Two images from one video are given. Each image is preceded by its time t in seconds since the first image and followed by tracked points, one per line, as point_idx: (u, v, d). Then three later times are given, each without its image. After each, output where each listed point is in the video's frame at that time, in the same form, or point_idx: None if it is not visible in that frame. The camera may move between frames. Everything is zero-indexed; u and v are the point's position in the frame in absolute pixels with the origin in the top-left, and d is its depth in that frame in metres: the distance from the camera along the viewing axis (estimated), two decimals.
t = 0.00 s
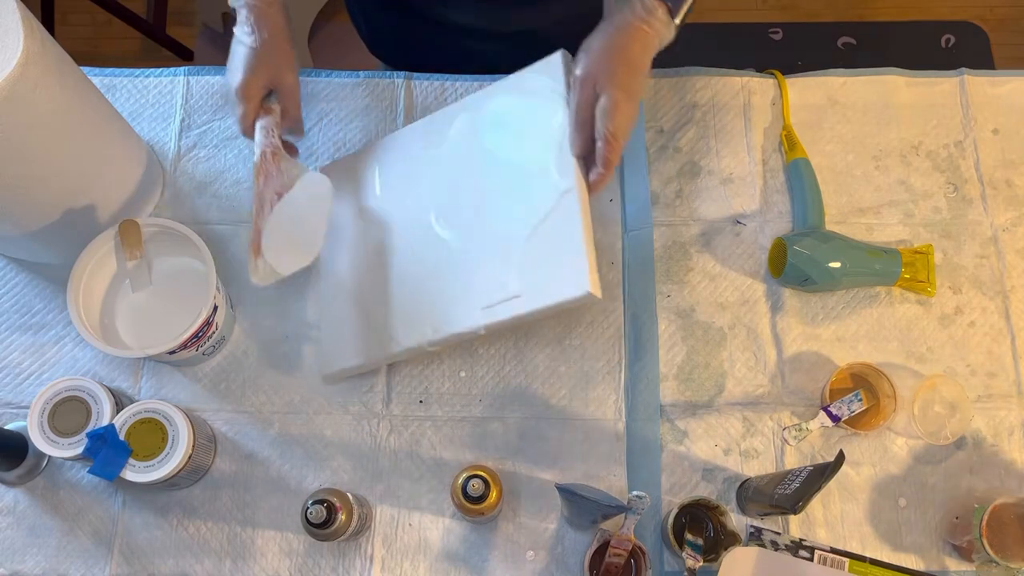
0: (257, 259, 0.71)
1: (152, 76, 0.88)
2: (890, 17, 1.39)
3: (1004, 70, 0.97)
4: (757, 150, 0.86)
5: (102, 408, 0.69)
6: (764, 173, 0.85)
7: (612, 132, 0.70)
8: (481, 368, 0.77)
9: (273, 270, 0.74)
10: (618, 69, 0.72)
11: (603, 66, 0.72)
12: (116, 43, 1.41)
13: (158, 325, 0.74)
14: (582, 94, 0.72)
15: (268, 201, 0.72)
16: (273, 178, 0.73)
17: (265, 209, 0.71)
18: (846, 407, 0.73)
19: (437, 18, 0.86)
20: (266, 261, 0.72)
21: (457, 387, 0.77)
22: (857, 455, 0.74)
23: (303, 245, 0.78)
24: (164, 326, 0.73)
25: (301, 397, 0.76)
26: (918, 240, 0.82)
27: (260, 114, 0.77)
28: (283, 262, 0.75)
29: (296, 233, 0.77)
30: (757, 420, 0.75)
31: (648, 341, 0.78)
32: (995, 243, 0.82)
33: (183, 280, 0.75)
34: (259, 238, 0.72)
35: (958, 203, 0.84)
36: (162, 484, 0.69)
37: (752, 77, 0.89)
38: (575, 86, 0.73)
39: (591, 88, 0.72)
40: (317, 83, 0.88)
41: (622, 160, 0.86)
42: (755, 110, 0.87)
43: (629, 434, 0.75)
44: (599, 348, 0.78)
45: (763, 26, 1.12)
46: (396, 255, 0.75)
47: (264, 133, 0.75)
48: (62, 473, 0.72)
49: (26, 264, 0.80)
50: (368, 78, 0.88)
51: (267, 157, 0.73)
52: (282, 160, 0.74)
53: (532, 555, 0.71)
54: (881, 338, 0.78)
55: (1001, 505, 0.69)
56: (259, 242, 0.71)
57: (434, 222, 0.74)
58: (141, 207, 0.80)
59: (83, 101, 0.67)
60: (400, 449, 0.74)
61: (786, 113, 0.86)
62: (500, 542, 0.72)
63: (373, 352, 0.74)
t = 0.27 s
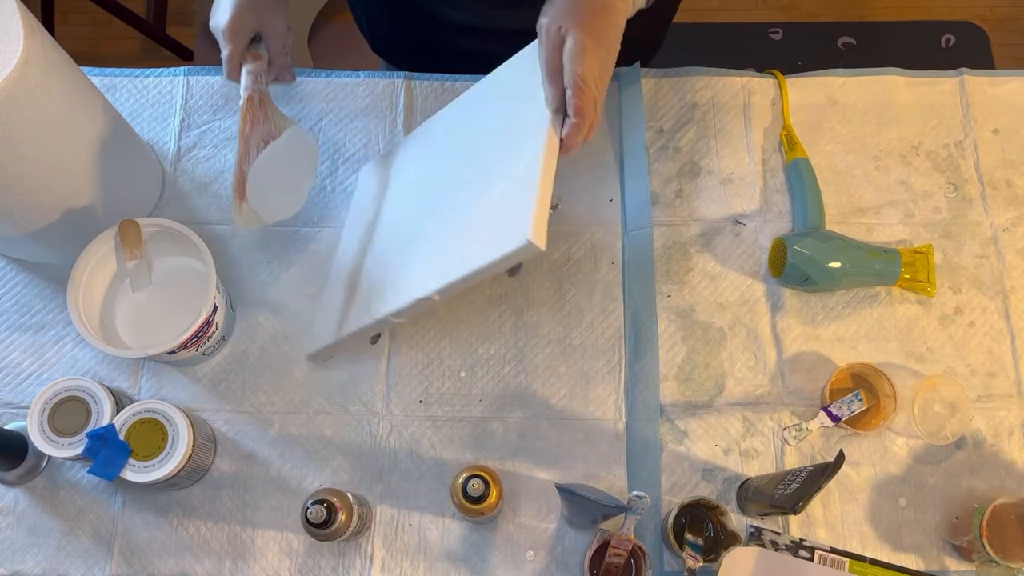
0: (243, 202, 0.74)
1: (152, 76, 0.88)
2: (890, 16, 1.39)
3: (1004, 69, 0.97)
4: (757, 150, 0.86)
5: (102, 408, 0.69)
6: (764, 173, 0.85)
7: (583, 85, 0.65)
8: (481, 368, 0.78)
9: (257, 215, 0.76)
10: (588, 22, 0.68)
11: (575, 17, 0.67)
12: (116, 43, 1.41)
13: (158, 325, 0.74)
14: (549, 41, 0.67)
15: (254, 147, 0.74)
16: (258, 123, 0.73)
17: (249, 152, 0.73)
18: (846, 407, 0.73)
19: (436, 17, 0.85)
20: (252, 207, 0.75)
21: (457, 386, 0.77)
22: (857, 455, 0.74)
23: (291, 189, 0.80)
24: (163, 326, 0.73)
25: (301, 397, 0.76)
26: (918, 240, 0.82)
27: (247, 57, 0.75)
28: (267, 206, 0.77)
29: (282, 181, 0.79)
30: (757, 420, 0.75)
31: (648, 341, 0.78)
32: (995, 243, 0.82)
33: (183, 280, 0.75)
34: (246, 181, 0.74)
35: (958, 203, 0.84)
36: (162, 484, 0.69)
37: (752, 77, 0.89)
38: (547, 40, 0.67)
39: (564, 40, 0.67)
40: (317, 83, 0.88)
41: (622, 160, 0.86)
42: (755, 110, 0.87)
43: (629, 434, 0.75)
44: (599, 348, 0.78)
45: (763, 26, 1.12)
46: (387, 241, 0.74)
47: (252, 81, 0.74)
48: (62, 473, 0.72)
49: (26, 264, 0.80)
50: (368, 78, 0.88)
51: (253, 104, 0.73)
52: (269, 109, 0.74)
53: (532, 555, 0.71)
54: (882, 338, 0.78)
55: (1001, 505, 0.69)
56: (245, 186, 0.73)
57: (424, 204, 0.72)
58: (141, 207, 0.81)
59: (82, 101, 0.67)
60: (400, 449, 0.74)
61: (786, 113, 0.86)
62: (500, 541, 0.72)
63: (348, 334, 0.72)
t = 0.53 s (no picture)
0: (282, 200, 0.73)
1: (151, 76, 0.88)
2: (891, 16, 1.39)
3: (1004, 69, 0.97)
4: (757, 150, 0.86)
5: (101, 408, 0.69)
6: (764, 173, 0.85)
7: (585, 39, 0.60)
8: (481, 368, 0.77)
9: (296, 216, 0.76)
10: None
11: None
12: (116, 43, 1.41)
13: (158, 325, 0.73)
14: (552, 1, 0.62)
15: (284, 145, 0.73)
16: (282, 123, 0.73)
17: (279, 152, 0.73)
18: (846, 407, 0.73)
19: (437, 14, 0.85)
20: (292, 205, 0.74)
21: (457, 387, 0.77)
22: (857, 456, 0.74)
23: (327, 191, 0.80)
24: (163, 326, 0.73)
25: (301, 397, 0.76)
26: (918, 239, 0.82)
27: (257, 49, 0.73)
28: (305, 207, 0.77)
29: (314, 180, 0.79)
30: (757, 420, 0.75)
31: (648, 341, 0.78)
32: (995, 243, 0.82)
33: (183, 280, 0.75)
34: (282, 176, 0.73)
35: (958, 203, 0.84)
36: (162, 485, 0.69)
37: (751, 77, 0.89)
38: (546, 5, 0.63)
39: None
40: (317, 83, 0.88)
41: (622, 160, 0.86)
42: (755, 110, 0.87)
43: (629, 434, 0.75)
44: (599, 348, 0.78)
45: (763, 26, 1.12)
46: (419, 249, 0.72)
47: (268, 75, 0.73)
48: (62, 473, 0.72)
49: (26, 264, 0.80)
50: (367, 78, 0.88)
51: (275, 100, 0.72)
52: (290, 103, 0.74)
53: (532, 555, 0.71)
54: (882, 338, 0.78)
55: (1001, 505, 0.69)
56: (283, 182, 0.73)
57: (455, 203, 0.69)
58: (141, 207, 0.80)
59: (82, 101, 0.67)
60: (400, 449, 0.74)
61: (786, 113, 0.86)
62: (500, 542, 0.71)
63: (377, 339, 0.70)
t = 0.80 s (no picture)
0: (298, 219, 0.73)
1: (151, 76, 0.88)
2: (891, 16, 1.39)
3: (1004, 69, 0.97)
4: (757, 150, 0.86)
5: (101, 408, 0.69)
6: (764, 173, 0.85)
7: (593, 24, 0.60)
8: (481, 369, 0.77)
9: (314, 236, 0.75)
10: None
11: None
12: (116, 43, 1.41)
13: (158, 325, 0.73)
14: None
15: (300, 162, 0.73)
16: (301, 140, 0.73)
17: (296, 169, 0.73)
18: (846, 407, 0.73)
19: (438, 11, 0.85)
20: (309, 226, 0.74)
21: (457, 387, 0.77)
22: (857, 456, 0.74)
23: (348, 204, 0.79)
24: (163, 326, 0.73)
25: (301, 398, 0.76)
26: (918, 239, 0.82)
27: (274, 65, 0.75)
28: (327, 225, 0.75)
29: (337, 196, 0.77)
30: (757, 420, 0.75)
31: (649, 341, 0.78)
32: (996, 243, 0.82)
33: (184, 280, 0.75)
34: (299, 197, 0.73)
35: (958, 203, 0.84)
36: (162, 485, 0.69)
37: (751, 77, 0.89)
38: None
39: None
40: (317, 83, 0.88)
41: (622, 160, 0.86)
42: (755, 110, 0.87)
43: (629, 434, 0.75)
44: (600, 348, 0.78)
45: (763, 26, 1.12)
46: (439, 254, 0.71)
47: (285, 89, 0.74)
48: (62, 473, 0.72)
49: (26, 264, 0.80)
50: (368, 77, 0.88)
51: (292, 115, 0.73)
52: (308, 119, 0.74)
53: (532, 555, 0.71)
54: (882, 338, 0.78)
55: (1001, 505, 0.69)
56: (298, 202, 0.73)
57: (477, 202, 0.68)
58: (141, 207, 0.80)
59: (82, 101, 0.67)
60: (400, 449, 0.74)
61: (786, 113, 0.86)
62: (500, 542, 0.71)
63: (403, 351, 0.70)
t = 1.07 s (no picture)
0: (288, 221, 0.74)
1: (151, 76, 0.88)
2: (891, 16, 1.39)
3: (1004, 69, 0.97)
4: (757, 150, 0.86)
5: (101, 408, 0.69)
6: (764, 173, 0.85)
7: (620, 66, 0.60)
8: (481, 369, 0.77)
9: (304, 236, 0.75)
10: None
11: None
12: (116, 43, 1.41)
13: (158, 325, 0.73)
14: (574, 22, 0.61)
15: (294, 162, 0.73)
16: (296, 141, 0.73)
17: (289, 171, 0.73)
18: (846, 407, 0.73)
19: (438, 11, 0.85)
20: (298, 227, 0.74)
21: (457, 387, 0.77)
22: (857, 456, 0.74)
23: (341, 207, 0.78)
24: (163, 326, 0.73)
25: (301, 398, 0.76)
26: (918, 239, 0.82)
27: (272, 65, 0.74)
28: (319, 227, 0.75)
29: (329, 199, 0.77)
30: (757, 420, 0.75)
31: (648, 341, 0.78)
32: (996, 243, 0.82)
33: (184, 280, 0.75)
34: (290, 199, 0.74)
35: (958, 203, 0.84)
36: (162, 485, 0.69)
37: (751, 77, 0.89)
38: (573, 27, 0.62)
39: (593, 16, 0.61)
40: (317, 83, 0.88)
41: (622, 160, 0.86)
42: (755, 110, 0.87)
43: (629, 434, 0.75)
44: (600, 348, 0.78)
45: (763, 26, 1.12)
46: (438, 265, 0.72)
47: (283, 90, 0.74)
48: (62, 473, 0.72)
49: (25, 264, 0.80)
50: (368, 77, 0.88)
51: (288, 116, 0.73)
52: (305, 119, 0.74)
53: (532, 555, 0.71)
54: (882, 338, 0.78)
55: (1001, 505, 0.69)
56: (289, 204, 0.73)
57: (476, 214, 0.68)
58: (141, 207, 0.80)
59: (82, 101, 0.67)
60: (400, 449, 0.74)
61: (786, 113, 0.86)
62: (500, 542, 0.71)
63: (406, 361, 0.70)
